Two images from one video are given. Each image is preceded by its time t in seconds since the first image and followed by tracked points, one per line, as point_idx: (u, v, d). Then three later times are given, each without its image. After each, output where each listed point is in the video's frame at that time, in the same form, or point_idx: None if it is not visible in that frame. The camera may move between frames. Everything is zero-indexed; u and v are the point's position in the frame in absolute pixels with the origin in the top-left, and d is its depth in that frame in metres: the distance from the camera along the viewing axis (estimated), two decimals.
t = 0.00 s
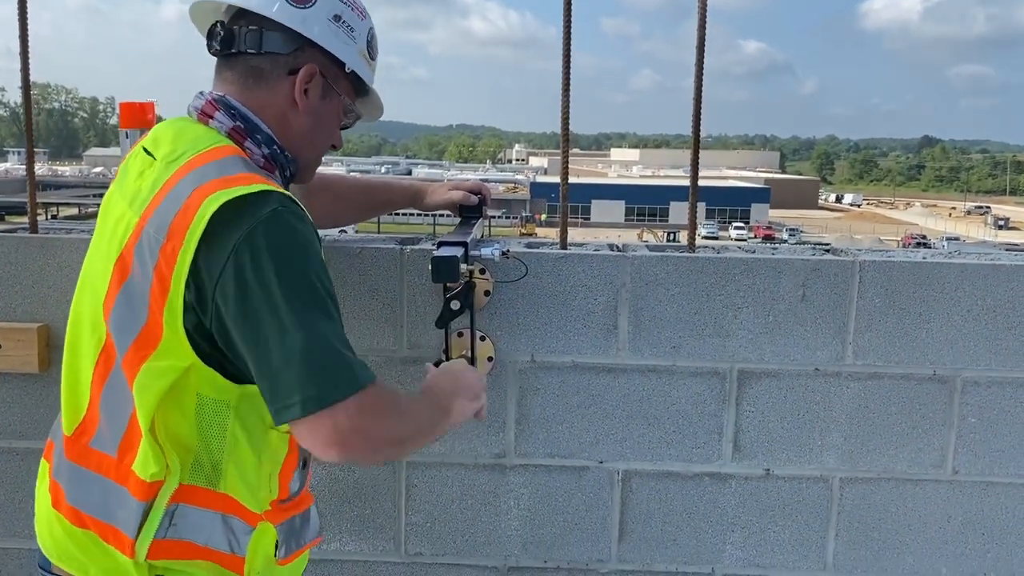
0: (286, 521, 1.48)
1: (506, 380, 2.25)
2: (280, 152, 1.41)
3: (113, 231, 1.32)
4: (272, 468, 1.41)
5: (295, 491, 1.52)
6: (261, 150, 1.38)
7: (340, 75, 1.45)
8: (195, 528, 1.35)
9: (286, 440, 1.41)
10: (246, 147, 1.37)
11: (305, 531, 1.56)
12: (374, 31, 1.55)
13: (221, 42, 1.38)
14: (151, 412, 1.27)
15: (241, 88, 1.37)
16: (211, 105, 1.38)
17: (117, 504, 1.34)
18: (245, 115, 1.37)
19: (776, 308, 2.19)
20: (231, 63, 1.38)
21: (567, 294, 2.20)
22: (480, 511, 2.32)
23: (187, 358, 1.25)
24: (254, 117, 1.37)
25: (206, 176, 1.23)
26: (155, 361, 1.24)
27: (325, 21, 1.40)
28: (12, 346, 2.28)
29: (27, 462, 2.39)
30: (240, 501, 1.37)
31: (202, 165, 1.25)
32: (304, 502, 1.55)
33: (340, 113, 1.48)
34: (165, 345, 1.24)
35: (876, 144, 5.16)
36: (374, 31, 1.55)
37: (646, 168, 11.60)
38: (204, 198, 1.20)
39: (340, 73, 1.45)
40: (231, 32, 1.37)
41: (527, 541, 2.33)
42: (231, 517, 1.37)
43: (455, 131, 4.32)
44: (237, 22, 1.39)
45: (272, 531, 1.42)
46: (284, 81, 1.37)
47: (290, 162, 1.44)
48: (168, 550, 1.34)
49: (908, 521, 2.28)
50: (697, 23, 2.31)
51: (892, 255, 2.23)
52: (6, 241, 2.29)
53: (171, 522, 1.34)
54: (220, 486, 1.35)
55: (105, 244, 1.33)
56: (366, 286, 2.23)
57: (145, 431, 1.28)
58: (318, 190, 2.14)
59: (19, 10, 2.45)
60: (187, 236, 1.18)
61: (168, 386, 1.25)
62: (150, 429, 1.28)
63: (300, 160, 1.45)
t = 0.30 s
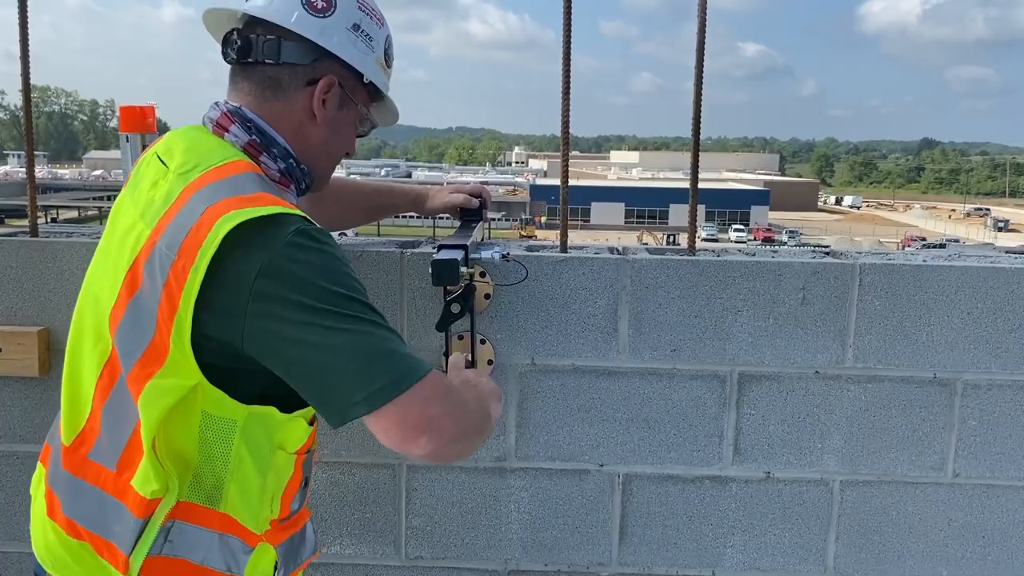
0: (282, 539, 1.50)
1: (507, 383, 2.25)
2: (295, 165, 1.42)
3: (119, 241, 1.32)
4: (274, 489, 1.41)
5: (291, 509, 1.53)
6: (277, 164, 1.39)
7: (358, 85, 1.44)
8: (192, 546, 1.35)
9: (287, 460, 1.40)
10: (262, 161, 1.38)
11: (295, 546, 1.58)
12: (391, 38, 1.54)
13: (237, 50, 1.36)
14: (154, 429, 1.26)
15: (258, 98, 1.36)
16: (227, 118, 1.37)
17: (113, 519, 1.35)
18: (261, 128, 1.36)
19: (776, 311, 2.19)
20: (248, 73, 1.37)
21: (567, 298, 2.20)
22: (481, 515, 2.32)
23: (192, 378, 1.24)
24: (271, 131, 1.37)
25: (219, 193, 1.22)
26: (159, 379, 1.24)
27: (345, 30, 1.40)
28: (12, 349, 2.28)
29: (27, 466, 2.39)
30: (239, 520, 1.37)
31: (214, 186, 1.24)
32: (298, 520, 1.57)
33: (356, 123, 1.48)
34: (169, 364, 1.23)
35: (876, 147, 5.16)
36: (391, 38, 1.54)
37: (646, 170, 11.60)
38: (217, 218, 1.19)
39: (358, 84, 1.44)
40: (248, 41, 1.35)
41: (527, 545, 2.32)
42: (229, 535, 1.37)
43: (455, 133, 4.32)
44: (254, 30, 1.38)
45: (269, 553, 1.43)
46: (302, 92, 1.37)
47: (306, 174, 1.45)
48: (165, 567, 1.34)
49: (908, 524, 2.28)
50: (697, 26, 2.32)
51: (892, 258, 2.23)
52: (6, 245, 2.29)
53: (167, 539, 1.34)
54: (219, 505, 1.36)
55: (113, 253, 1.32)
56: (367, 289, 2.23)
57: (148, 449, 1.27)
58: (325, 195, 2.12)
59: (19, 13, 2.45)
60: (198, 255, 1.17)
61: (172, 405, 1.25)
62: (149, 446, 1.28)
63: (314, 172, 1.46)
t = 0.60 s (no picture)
0: (267, 555, 1.50)
1: (508, 386, 2.25)
2: (300, 185, 1.41)
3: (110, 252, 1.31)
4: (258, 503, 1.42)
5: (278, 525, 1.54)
6: (282, 182, 1.39)
7: (367, 110, 1.44)
8: (172, 560, 1.35)
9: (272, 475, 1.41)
10: (266, 177, 1.37)
11: (285, 564, 1.58)
12: (408, 72, 1.54)
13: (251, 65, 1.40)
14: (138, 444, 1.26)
15: (265, 113, 1.38)
16: (234, 130, 1.38)
17: (94, 531, 1.35)
18: (267, 143, 1.37)
19: (777, 314, 2.19)
20: (259, 88, 1.40)
21: (569, 301, 2.20)
22: (482, 518, 2.32)
23: (179, 395, 1.23)
24: (278, 147, 1.38)
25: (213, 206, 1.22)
26: (146, 395, 1.23)
27: (356, 53, 1.41)
28: (13, 353, 2.28)
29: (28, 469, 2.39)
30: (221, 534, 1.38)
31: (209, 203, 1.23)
32: (286, 535, 1.58)
33: (365, 150, 1.47)
34: (156, 380, 1.22)
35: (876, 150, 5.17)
36: (409, 72, 1.54)
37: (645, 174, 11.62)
38: (215, 238, 1.18)
39: (369, 110, 1.44)
40: (262, 56, 1.39)
41: (528, 548, 2.32)
42: (210, 550, 1.37)
43: (455, 137, 4.32)
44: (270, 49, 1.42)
45: (251, 567, 1.44)
46: (310, 109, 1.39)
47: (309, 196, 1.44)
48: None
49: (910, 527, 2.28)
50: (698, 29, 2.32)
51: (893, 261, 2.24)
52: (7, 248, 2.29)
53: (144, 553, 1.34)
54: (200, 518, 1.36)
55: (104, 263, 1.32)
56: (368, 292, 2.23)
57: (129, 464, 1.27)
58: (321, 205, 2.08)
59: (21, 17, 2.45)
60: (194, 269, 1.16)
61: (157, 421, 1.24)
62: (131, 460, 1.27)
63: (317, 194, 1.45)
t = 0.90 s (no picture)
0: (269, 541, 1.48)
1: (508, 391, 2.26)
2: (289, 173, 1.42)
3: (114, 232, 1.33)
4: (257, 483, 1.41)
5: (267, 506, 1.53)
6: (272, 163, 1.38)
7: (349, 107, 1.47)
8: (175, 538, 1.34)
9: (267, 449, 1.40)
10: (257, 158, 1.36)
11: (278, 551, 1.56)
12: (390, 70, 1.57)
13: (236, 66, 1.43)
14: (144, 415, 1.26)
15: (248, 109, 1.40)
16: (222, 120, 1.39)
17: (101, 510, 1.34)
18: (256, 132, 1.38)
19: (775, 318, 2.20)
20: (245, 87, 1.42)
21: (567, 306, 2.22)
22: (482, 523, 2.32)
23: (187, 359, 1.24)
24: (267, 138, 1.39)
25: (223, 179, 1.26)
26: (155, 361, 1.24)
27: (338, 52, 1.44)
28: (14, 357, 2.29)
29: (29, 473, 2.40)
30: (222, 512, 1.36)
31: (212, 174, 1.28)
32: (276, 517, 1.56)
33: (347, 145, 1.50)
34: (165, 343, 1.24)
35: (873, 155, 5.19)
36: (390, 70, 1.57)
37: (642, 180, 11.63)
38: (216, 208, 1.22)
39: (350, 106, 1.47)
40: (245, 56, 1.42)
41: (527, 552, 2.33)
42: (213, 528, 1.36)
43: (453, 142, 4.34)
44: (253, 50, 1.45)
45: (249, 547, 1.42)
46: (294, 108, 1.41)
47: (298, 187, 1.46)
48: (145, 556, 1.33)
49: (907, 531, 2.29)
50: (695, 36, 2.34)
51: (890, 266, 2.25)
52: (9, 253, 2.30)
53: (154, 529, 1.33)
54: (203, 494, 1.34)
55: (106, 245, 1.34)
56: (368, 297, 2.25)
57: (134, 436, 1.27)
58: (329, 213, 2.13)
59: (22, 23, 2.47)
60: (200, 243, 1.20)
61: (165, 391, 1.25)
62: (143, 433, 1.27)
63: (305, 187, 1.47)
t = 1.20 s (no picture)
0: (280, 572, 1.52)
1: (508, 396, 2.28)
2: (312, 198, 1.44)
3: (128, 256, 1.31)
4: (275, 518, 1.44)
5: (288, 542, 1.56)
6: (296, 194, 1.41)
7: (371, 123, 1.49)
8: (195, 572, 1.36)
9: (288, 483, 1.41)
10: (282, 189, 1.39)
11: None
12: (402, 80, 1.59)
13: (258, 84, 1.40)
14: (168, 451, 1.26)
15: (276, 130, 1.40)
16: (249, 145, 1.38)
17: (116, 546, 1.34)
18: (282, 159, 1.39)
19: (772, 324, 2.22)
20: (268, 107, 1.41)
21: (567, 312, 2.23)
22: (482, 527, 2.34)
23: (214, 398, 1.25)
24: (293, 163, 1.40)
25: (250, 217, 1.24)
26: (181, 399, 1.24)
27: (362, 68, 1.45)
28: (17, 363, 2.30)
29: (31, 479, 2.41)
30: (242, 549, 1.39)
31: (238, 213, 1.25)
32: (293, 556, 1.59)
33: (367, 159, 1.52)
34: (190, 382, 1.24)
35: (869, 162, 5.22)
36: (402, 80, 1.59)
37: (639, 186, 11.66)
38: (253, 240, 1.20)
39: (371, 122, 1.49)
40: (269, 76, 1.40)
41: (527, 557, 2.34)
42: (231, 565, 1.38)
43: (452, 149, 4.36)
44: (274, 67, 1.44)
45: None
46: (321, 128, 1.42)
47: (320, 208, 1.48)
48: None
49: (904, 535, 2.31)
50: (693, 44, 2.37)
51: (886, 272, 2.27)
52: (12, 260, 2.31)
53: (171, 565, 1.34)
54: (223, 531, 1.37)
55: (122, 267, 1.30)
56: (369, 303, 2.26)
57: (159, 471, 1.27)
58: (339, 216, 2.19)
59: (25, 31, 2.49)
60: (230, 275, 1.18)
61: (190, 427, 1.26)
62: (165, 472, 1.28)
63: (327, 206, 1.49)
